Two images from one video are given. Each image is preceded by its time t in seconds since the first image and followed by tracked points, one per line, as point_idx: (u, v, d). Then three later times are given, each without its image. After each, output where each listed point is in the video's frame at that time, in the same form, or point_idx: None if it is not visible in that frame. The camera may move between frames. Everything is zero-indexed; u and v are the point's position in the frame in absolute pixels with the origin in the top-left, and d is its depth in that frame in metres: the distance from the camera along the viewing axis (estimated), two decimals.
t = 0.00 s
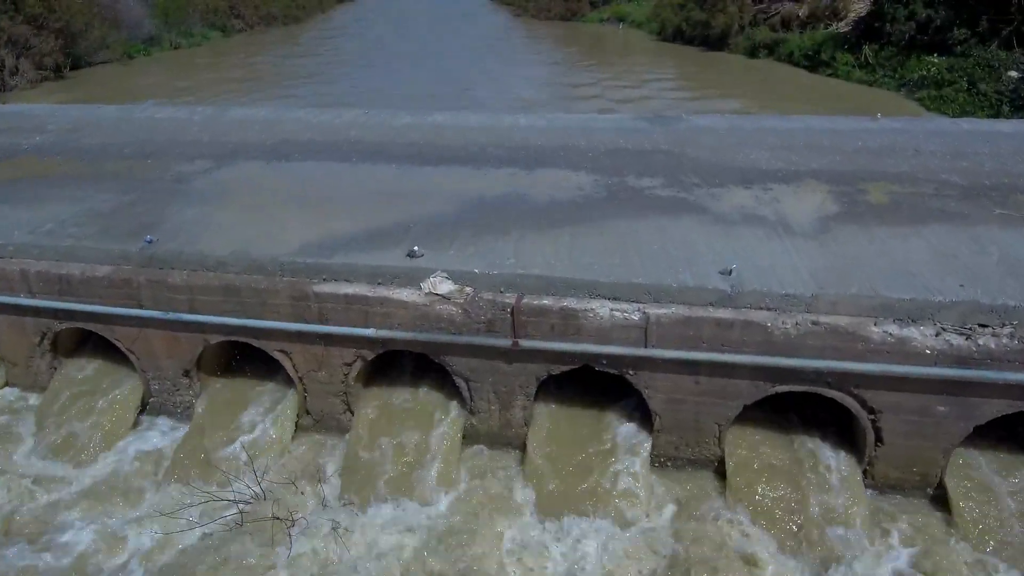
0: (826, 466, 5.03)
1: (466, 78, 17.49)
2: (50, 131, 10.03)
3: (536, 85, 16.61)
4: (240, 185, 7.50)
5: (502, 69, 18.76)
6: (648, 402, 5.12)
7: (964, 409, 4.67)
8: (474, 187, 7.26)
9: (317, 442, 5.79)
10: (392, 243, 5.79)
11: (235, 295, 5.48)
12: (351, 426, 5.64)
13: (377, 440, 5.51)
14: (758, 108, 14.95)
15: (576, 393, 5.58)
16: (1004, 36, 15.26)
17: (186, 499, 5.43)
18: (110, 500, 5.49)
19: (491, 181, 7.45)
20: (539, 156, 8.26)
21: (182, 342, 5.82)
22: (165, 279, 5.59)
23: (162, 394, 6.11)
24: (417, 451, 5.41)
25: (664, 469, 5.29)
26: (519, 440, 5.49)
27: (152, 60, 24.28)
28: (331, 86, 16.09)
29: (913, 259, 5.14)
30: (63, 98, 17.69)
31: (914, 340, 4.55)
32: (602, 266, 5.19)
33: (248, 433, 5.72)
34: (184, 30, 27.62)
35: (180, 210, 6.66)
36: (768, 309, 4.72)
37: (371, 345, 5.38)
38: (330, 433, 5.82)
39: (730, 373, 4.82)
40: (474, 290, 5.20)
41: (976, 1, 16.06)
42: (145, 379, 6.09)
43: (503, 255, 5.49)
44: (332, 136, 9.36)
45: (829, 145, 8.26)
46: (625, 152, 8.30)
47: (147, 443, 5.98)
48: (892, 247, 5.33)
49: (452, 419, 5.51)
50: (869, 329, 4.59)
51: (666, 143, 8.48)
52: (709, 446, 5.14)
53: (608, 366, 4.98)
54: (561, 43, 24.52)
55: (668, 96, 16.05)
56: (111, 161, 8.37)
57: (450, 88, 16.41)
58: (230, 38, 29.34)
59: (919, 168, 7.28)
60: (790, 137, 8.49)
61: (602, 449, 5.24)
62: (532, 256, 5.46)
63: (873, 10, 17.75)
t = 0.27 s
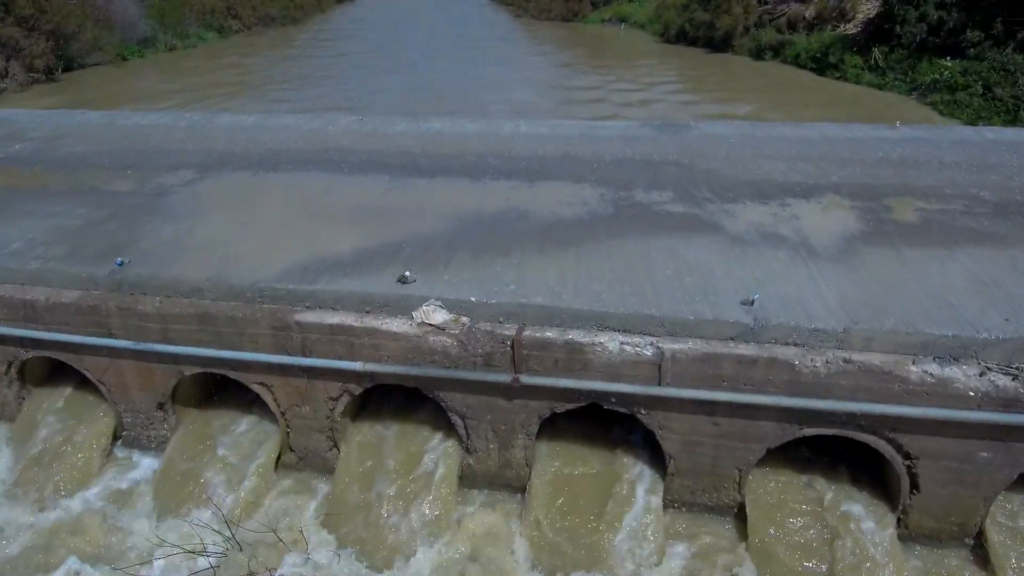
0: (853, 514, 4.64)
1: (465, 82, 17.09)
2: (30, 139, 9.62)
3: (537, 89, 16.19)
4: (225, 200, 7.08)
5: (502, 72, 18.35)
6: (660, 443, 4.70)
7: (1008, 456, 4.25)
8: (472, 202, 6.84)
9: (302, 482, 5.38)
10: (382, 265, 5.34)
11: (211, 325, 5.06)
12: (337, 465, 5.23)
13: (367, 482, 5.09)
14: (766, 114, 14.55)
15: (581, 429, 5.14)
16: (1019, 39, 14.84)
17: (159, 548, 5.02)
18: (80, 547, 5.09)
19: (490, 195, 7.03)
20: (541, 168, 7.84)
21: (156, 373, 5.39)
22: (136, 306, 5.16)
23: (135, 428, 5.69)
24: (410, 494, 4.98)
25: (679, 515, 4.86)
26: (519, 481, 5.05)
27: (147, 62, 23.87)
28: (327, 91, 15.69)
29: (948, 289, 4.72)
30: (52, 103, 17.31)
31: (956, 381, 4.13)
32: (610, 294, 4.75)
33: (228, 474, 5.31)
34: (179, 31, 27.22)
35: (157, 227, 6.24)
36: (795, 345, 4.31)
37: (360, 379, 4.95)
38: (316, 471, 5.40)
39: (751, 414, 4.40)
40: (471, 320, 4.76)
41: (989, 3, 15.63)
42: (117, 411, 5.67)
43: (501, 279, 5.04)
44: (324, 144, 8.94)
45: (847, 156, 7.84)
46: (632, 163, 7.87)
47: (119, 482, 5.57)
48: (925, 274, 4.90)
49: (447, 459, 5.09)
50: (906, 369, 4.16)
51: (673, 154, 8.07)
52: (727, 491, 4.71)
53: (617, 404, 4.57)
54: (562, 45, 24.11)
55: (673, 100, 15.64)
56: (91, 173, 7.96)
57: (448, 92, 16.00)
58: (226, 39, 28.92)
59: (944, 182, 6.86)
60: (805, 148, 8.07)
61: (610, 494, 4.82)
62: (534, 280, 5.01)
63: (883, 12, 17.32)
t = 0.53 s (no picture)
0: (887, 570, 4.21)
1: (464, 85, 16.67)
2: (9, 150, 9.22)
3: (537, 94, 15.79)
4: (207, 216, 6.66)
5: (503, 75, 17.94)
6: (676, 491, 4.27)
7: None
8: (469, 217, 6.41)
9: (285, 527, 4.97)
10: (370, 289, 4.91)
11: (183, 358, 4.64)
12: (322, 510, 4.80)
13: (353, 529, 4.66)
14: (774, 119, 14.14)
15: (585, 469, 4.73)
16: None
17: None
18: None
19: (489, 210, 6.61)
20: (543, 181, 7.42)
21: (126, 409, 4.99)
22: (103, 338, 4.76)
23: (106, 466, 5.28)
24: (400, 544, 4.57)
25: (695, 569, 4.43)
26: (520, 529, 4.63)
27: (141, 64, 23.46)
28: (322, 96, 15.29)
29: (990, 323, 4.33)
30: (42, 108, 16.90)
31: (1006, 430, 3.72)
32: (620, 325, 4.32)
33: (203, 519, 4.90)
34: (175, 33, 26.81)
35: (131, 247, 5.82)
36: (826, 388, 3.90)
37: (344, 418, 4.53)
38: (300, 515, 4.99)
39: (776, 462, 3.99)
40: (466, 354, 4.32)
41: (1003, 4, 15.21)
42: (86, 448, 5.27)
43: (499, 311, 4.59)
44: (316, 155, 8.53)
45: (866, 168, 7.43)
46: (639, 175, 7.45)
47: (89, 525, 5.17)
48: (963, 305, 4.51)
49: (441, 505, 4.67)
50: (949, 416, 3.77)
51: (682, 166, 7.66)
52: (748, 545, 4.29)
53: (627, 450, 4.14)
54: (563, 47, 23.69)
55: (679, 104, 15.23)
56: (69, 187, 7.55)
57: (447, 96, 15.59)
58: (223, 41, 28.51)
59: (973, 197, 6.44)
60: (821, 158, 7.65)
61: (619, 546, 4.39)
62: (536, 309, 4.57)
63: (893, 13, 16.91)
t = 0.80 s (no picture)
0: None
1: (462, 88, 16.26)
2: None
3: (538, 97, 15.38)
4: (187, 233, 6.26)
5: (502, 77, 17.51)
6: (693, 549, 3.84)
7: None
8: (465, 233, 6.01)
9: None
10: (356, 319, 4.50)
11: (151, 398, 4.25)
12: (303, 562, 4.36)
13: None
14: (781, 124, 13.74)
15: (590, 515, 4.34)
16: None
17: None
18: None
19: (486, 226, 6.20)
20: (544, 194, 7.03)
21: (91, 450, 4.59)
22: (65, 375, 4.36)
23: (73, 508, 4.88)
24: None
25: None
26: None
27: (134, 66, 23.03)
28: (316, 100, 14.88)
29: None
30: (30, 112, 16.47)
31: None
32: (632, 362, 3.91)
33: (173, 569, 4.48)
34: (170, 33, 26.38)
35: (103, 271, 5.44)
36: (863, 439, 3.51)
37: (326, 464, 4.12)
38: (280, 565, 4.58)
39: (804, 520, 3.59)
40: (461, 397, 3.90)
41: (1016, 6, 14.82)
42: (51, 489, 4.86)
43: (497, 344, 4.16)
44: (305, 164, 8.12)
45: (886, 181, 7.02)
46: (645, 187, 7.05)
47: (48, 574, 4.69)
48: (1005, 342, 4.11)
49: (434, 559, 4.26)
50: (1000, 472, 3.37)
51: (691, 177, 7.25)
52: None
53: (638, 504, 3.74)
54: (563, 48, 23.29)
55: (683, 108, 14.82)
56: (43, 201, 7.15)
57: (445, 99, 15.18)
58: (219, 42, 28.08)
59: (1004, 214, 6.04)
60: (838, 170, 7.24)
61: None
62: (538, 342, 4.15)
63: (902, 15, 16.50)
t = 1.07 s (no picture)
0: None
1: (461, 90, 15.85)
2: None
3: (538, 101, 14.98)
4: (165, 254, 5.88)
5: (502, 79, 17.09)
6: None
7: None
8: (461, 253, 5.61)
9: None
10: (340, 353, 4.11)
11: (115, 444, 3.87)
12: None
13: None
14: (789, 129, 13.32)
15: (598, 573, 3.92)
16: None
17: None
18: None
19: (484, 244, 5.81)
20: (545, 209, 6.64)
21: (52, 497, 4.19)
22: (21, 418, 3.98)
23: (36, 556, 4.49)
24: None
25: None
26: None
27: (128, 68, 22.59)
28: (311, 104, 14.48)
29: None
30: (19, 116, 16.05)
31: None
32: (644, 409, 3.51)
33: None
34: (165, 35, 25.96)
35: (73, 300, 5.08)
36: (905, 502, 3.15)
37: (306, 519, 3.71)
38: None
39: None
40: (455, 447, 3.50)
41: None
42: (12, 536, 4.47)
43: (494, 385, 3.76)
44: (293, 175, 7.72)
45: (907, 195, 6.64)
46: (652, 201, 6.66)
47: None
48: None
49: None
50: None
51: (702, 190, 6.85)
52: None
53: (654, 570, 3.33)
54: (564, 50, 22.87)
55: (688, 112, 14.41)
56: (16, 216, 6.76)
57: (444, 103, 14.78)
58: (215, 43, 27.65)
59: None
60: (856, 182, 6.84)
61: None
62: (541, 384, 3.75)
63: (911, 17, 16.13)
